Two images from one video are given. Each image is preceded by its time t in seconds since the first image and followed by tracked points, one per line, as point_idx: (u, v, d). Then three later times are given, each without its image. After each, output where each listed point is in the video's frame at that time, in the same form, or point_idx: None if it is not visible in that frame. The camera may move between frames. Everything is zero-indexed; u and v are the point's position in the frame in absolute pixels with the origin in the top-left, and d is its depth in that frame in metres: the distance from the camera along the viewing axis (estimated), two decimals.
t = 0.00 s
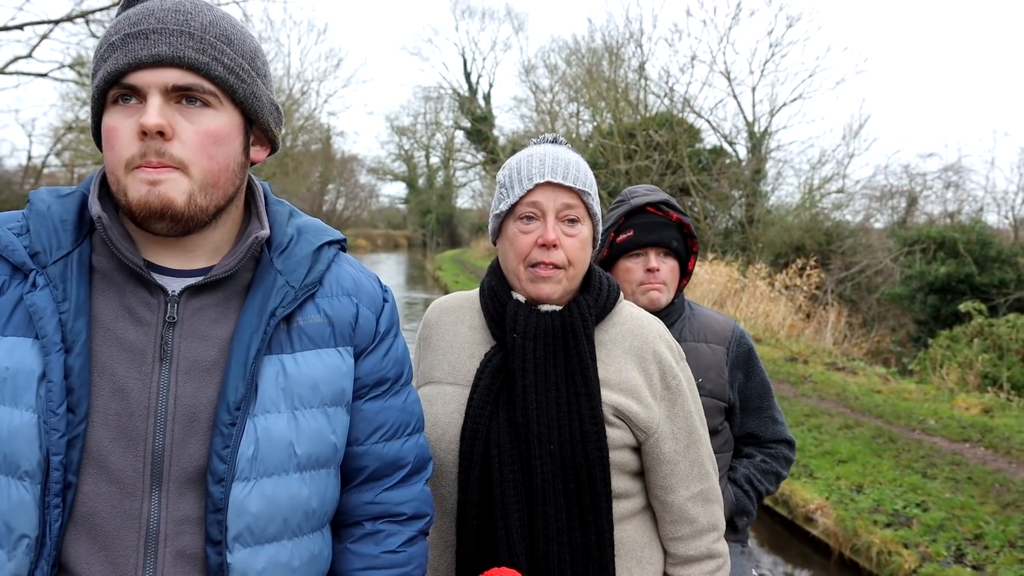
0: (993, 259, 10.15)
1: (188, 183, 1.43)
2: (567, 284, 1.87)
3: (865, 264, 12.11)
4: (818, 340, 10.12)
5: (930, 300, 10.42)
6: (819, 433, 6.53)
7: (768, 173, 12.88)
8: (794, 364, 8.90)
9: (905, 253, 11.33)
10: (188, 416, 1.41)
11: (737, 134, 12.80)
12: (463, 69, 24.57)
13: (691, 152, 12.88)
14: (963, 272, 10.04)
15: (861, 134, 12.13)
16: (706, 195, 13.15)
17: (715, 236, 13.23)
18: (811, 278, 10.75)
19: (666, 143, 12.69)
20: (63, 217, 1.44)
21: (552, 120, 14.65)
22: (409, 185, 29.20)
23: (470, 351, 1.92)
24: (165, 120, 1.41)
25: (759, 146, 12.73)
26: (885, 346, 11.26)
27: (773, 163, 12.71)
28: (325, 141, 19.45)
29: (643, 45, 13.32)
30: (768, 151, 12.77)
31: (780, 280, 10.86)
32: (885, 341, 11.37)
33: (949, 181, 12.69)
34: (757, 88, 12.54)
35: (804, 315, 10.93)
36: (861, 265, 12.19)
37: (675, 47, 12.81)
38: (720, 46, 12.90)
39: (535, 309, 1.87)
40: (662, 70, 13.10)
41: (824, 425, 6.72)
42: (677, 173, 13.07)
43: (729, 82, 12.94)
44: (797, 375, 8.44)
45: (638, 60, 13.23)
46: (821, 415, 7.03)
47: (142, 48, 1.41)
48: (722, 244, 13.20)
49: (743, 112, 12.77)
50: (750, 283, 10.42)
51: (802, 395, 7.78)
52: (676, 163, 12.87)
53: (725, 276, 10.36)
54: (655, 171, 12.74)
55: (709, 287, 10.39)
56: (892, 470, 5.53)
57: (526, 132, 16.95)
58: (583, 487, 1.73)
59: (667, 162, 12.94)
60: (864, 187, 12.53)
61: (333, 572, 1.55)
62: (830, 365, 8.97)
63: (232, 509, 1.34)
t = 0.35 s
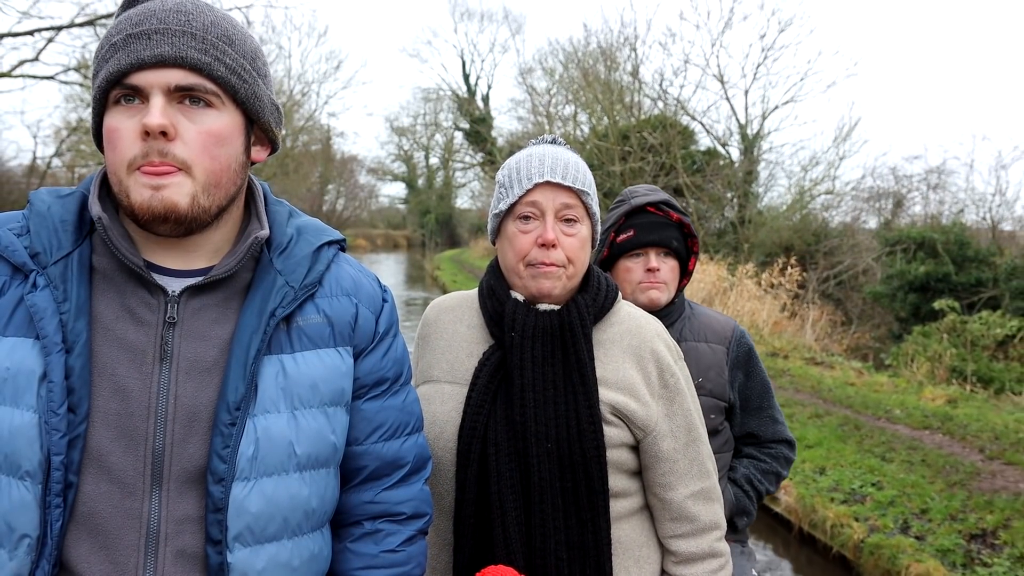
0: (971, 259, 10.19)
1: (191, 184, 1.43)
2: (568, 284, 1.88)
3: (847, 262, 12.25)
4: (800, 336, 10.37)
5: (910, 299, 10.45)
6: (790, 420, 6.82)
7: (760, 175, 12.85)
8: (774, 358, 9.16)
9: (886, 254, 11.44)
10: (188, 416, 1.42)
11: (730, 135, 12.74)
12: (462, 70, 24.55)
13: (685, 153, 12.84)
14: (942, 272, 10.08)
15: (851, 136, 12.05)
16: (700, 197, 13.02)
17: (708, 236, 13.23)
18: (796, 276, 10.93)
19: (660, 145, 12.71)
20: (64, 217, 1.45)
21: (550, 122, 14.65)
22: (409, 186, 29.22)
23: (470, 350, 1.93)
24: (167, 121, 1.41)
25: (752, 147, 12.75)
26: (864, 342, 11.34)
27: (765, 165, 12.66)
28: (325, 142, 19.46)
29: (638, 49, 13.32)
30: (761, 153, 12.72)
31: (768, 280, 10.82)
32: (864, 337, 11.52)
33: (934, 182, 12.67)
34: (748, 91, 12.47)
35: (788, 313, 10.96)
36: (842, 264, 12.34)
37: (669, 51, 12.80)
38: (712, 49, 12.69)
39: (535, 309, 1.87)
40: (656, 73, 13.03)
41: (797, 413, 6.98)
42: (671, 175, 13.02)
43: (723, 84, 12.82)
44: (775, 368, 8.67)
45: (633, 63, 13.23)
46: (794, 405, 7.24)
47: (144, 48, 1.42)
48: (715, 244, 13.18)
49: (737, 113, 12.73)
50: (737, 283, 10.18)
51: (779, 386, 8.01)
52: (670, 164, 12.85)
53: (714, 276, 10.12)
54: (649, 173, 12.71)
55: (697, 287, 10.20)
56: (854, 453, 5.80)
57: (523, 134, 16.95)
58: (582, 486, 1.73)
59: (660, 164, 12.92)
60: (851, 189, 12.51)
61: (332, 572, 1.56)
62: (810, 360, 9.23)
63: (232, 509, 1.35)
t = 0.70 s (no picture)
0: (951, 259, 10.41)
1: (200, 186, 1.44)
2: (572, 284, 1.89)
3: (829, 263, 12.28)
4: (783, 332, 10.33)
5: (892, 297, 10.58)
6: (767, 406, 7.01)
7: (752, 176, 12.79)
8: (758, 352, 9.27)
9: (869, 253, 11.62)
10: (190, 415, 1.42)
11: (723, 137, 12.72)
12: (461, 72, 24.55)
13: (679, 155, 12.83)
14: (921, 271, 10.31)
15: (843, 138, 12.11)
16: (693, 198, 12.93)
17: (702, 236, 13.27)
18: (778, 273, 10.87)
19: (654, 146, 12.73)
20: (64, 218, 1.45)
21: (547, 123, 14.68)
22: (409, 186, 29.24)
23: (472, 351, 1.93)
24: (178, 122, 1.42)
25: (746, 150, 12.74)
26: (845, 339, 11.42)
27: (758, 168, 12.65)
28: (325, 142, 19.49)
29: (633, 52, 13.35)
30: (754, 155, 12.69)
31: (757, 278, 10.80)
32: (846, 334, 11.59)
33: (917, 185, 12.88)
34: (740, 93, 12.47)
35: (771, 310, 10.77)
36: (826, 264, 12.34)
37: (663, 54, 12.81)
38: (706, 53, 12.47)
39: (539, 309, 1.88)
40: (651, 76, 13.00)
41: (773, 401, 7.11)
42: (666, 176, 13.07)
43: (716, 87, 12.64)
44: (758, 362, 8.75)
45: (628, 66, 13.25)
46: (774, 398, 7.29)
47: (154, 51, 1.42)
48: (709, 244, 13.19)
49: (730, 115, 12.71)
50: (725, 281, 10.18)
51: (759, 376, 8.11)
52: (664, 166, 12.85)
53: (702, 274, 10.27)
54: (643, 174, 12.73)
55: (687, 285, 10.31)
56: (820, 441, 6.09)
57: (520, 136, 16.96)
58: (588, 485, 1.74)
59: (654, 165, 12.93)
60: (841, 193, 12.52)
61: (333, 571, 1.56)
62: (789, 354, 9.31)
63: (233, 508, 1.35)
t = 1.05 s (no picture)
0: (931, 259, 10.97)
1: (213, 186, 1.45)
2: (581, 289, 1.89)
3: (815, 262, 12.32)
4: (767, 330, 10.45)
5: (874, 296, 11.02)
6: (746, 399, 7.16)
7: (745, 179, 12.80)
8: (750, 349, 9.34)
9: (853, 253, 11.88)
10: (189, 416, 1.42)
11: (716, 139, 12.67)
12: (460, 74, 24.55)
13: (673, 156, 12.77)
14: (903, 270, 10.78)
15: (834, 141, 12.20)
16: (687, 199, 12.83)
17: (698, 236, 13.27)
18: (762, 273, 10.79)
19: (650, 148, 12.71)
20: (63, 218, 1.45)
21: (546, 124, 14.68)
22: (409, 186, 29.25)
23: (476, 350, 1.93)
24: (191, 124, 1.42)
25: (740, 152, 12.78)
26: (828, 335, 11.64)
27: (751, 171, 12.63)
28: (325, 143, 19.47)
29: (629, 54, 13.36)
30: (748, 158, 12.68)
31: (747, 278, 10.80)
32: (829, 330, 11.80)
33: (902, 187, 12.89)
34: (733, 96, 12.46)
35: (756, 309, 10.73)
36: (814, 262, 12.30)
37: (657, 57, 12.81)
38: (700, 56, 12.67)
39: (545, 309, 1.88)
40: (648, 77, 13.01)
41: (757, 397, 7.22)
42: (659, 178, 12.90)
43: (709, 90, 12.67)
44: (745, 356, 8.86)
45: (623, 69, 13.25)
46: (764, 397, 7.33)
47: (166, 52, 1.42)
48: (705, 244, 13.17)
49: (724, 117, 12.72)
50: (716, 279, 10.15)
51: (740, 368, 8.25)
52: (659, 168, 12.82)
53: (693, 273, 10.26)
54: (638, 175, 12.71)
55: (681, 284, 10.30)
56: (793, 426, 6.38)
57: (518, 137, 16.97)
58: (593, 483, 1.73)
59: (649, 167, 12.90)
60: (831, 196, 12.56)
61: (333, 571, 1.56)
62: (773, 350, 9.42)
63: (233, 508, 1.35)
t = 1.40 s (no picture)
0: (913, 258, 11.39)
1: (217, 188, 1.45)
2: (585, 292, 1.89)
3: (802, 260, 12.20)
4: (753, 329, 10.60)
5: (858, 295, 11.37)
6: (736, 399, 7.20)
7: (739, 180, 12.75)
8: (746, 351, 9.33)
9: (839, 253, 12.08)
10: (185, 416, 1.43)
11: (710, 141, 12.64)
12: (460, 75, 24.55)
13: (668, 158, 12.69)
14: (886, 269, 11.03)
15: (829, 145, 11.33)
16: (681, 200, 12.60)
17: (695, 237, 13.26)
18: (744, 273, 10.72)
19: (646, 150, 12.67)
20: (60, 219, 1.46)
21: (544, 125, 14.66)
22: (409, 186, 29.24)
23: (476, 349, 1.94)
24: (198, 126, 1.43)
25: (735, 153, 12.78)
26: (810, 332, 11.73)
27: (745, 173, 12.59)
28: (325, 143, 19.41)
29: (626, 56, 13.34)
30: (742, 160, 12.65)
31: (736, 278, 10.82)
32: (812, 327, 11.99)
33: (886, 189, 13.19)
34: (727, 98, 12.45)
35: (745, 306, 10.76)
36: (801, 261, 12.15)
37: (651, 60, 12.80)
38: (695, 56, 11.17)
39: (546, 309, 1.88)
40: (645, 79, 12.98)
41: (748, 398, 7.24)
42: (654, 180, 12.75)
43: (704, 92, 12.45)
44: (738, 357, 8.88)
45: (620, 71, 13.24)
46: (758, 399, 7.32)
47: (175, 54, 1.43)
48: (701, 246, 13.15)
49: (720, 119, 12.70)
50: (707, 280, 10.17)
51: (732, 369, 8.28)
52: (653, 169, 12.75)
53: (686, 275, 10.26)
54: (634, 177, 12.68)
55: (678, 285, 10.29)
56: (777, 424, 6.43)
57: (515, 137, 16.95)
58: (589, 482, 1.73)
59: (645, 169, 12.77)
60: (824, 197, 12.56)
61: (329, 571, 1.56)
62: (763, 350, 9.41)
63: (229, 508, 1.36)
